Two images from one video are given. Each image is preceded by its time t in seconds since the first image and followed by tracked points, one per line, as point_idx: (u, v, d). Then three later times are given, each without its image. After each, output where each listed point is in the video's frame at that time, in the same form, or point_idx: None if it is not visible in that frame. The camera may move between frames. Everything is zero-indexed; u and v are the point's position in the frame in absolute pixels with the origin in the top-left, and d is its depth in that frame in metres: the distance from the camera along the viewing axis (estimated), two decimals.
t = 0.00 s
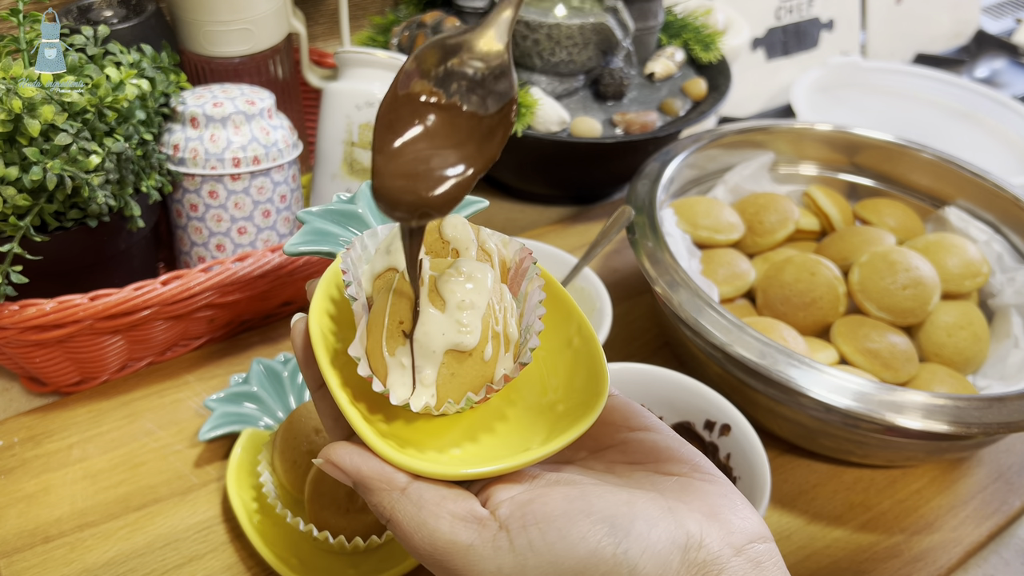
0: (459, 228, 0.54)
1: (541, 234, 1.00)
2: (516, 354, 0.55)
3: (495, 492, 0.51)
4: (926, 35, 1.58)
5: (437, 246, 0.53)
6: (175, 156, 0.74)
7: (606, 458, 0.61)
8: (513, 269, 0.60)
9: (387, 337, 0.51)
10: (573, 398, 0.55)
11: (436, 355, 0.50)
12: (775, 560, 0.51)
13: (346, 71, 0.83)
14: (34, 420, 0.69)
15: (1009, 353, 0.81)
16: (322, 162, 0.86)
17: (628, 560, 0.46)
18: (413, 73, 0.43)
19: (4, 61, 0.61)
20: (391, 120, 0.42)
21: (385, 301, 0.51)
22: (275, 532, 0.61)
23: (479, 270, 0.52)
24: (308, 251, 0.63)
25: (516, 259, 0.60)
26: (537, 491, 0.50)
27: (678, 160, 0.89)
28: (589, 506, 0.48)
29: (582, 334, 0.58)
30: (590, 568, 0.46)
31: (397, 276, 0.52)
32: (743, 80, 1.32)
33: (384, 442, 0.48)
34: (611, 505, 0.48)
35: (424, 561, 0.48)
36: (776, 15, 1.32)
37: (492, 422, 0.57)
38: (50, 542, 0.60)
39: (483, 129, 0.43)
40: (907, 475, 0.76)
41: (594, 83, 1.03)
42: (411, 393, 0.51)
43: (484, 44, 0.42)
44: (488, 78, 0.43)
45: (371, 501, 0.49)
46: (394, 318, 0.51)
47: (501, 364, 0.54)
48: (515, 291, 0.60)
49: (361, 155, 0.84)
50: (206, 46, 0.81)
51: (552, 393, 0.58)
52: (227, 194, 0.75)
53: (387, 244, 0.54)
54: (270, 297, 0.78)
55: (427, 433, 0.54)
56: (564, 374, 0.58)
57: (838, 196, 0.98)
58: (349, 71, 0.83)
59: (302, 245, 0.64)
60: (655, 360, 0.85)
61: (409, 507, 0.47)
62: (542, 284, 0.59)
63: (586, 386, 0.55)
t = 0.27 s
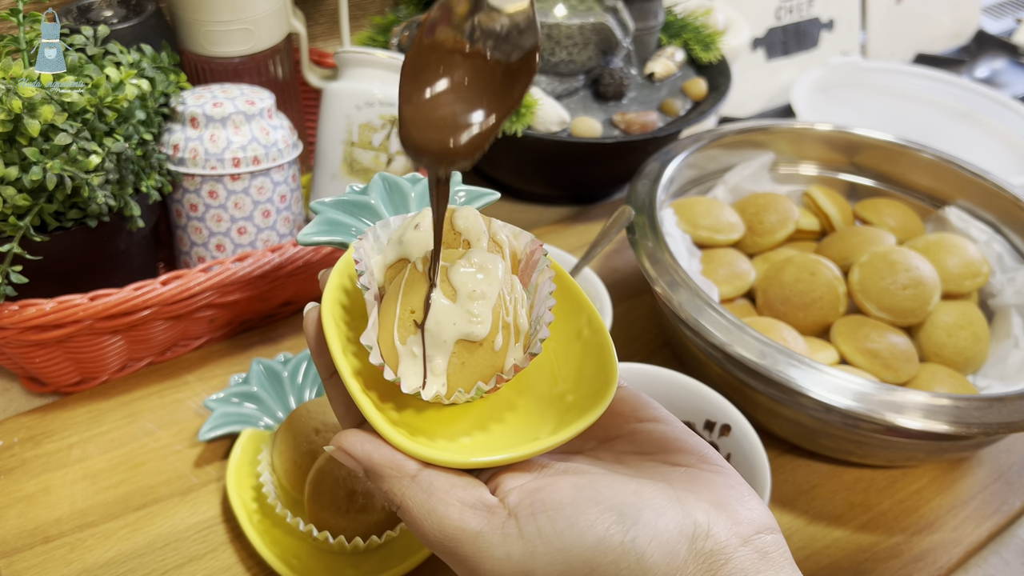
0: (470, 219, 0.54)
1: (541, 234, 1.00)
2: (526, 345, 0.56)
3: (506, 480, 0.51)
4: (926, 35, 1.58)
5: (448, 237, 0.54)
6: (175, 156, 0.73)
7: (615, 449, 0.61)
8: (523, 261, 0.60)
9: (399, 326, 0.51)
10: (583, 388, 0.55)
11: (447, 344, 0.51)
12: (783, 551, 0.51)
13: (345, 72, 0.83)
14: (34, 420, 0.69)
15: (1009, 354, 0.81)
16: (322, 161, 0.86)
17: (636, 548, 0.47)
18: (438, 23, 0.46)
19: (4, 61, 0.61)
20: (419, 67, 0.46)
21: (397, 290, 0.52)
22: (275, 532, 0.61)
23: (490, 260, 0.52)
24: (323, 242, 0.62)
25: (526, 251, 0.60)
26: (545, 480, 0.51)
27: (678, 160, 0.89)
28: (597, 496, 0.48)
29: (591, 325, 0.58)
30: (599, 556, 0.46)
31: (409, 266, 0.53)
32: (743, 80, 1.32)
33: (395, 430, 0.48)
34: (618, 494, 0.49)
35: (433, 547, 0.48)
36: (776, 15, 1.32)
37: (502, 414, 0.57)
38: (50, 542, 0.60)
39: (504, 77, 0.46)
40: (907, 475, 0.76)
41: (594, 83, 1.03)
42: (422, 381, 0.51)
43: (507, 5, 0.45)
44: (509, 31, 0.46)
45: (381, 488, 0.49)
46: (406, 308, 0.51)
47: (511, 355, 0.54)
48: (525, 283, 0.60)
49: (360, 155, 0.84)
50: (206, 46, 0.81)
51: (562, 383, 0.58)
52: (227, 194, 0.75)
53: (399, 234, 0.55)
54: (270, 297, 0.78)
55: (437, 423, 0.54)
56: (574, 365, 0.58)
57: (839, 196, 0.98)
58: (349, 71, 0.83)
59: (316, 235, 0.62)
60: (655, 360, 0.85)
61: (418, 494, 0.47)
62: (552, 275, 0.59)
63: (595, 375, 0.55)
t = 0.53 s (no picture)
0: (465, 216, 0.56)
1: (541, 234, 1.00)
2: (521, 345, 0.56)
3: (501, 481, 0.51)
4: (926, 35, 1.58)
5: (440, 236, 0.55)
6: (175, 156, 0.74)
7: (611, 446, 0.60)
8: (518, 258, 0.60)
9: (391, 327, 0.52)
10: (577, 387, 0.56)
11: (440, 346, 0.51)
12: (780, 549, 0.52)
13: (345, 72, 0.83)
14: (34, 420, 0.69)
15: (1009, 354, 0.81)
16: (322, 162, 0.86)
17: (630, 550, 0.47)
18: None
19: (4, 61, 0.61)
20: None
21: (390, 290, 0.52)
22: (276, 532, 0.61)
23: (482, 260, 0.53)
24: (316, 240, 0.55)
25: (522, 248, 0.60)
26: (542, 480, 0.51)
27: (678, 160, 0.89)
28: (592, 496, 0.48)
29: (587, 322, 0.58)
30: (593, 557, 0.46)
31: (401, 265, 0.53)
32: (743, 80, 1.32)
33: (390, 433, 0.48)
34: (614, 495, 0.49)
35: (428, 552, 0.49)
36: (776, 15, 1.32)
37: (497, 413, 0.57)
38: (50, 542, 0.60)
39: None
40: (907, 475, 0.76)
41: (594, 83, 1.03)
42: (415, 382, 0.51)
43: None
44: None
45: (376, 489, 0.49)
46: (399, 308, 0.52)
47: (505, 355, 0.54)
48: (520, 280, 0.60)
49: (361, 155, 0.84)
50: (206, 46, 0.81)
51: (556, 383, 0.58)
52: (227, 194, 0.75)
53: (393, 233, 0.55)
54: (270, 297, 0.78)
55: (430, 424, 0.54)
56: (569, 363, 0.58)
57: (838, 196, 0.98)
58: (349, 71, 0.83)
59: (310, 232, 0.55)
60: (655, 360, 0.85)
61: (413, 497, 0.47)
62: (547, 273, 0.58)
63: (590, 374, 0.56)
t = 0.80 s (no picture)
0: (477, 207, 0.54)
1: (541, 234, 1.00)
2: (528, 334, 0.56)
3: (507, 470, 0.51)
4: (926, 35, 1.58)
5: (449, 225, 0.54)
6: (175, 157, 0.74)
7: (618, 437, 0.62)
8: (527, 250, 0.61)
9: (399, 315, 0.52)
10: (584, 376, 0.55)
11: (448, 334, 0.52)
12: (787, 540, 0.52)
13: (346, 72, 0.83)
14: (34, 420, 0.69)
15: (1009, 354, 0.81)
16: (322, 162, 0.86)
17: (636, 539, 0.47)
18: None
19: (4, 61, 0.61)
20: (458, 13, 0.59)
21: (398, 278, 0.52)
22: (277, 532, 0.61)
23: (490, 249, 0.52)
24: (325, 230, 0.59)
25: (530, 239, 0.61)
26: (548, 469, 0.51)
27: (678, 160, 0.89)
28: (597, 485, 0.49)
29: (595, 312, 0.59)
30: (599, 546, 0.46)
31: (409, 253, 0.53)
32: (743, 80, 1.32)
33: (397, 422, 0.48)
34: (620, 486, 0.49)
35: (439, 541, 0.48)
36: (776, 15, 1.32)
37: (503, 404, 0.56)
38: (50, 542, 0.60)
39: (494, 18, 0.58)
40: (907, 475, 0.76)
41: (594, 84, 1.03)
42: (422, 370, 0.51)
43: None
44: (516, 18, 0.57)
45: (381, 476, 0.48)
46: (406, 296, 0.52)
47: (512, 344, 0.55)
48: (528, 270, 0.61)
49: (361, 155, 0.84)
50: (206, 47, 0.81)
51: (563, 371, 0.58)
52: (227, 194, 0.75)
53: (401, 222, 0.55)
54: (271, 297, 0.78)
55: (437, 413, 0.54)
56: (577, 354, 0.58)
57: (838, 196, 0.98)
58: (349, 71, 0.83)
59: (318, 223, 0.59)
60: (655, 360, 0.85)
61: (419, 484, 0.47)
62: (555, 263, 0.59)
63: (597, 364, 0.55)
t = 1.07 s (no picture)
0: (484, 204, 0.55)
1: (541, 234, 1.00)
2: (534, 325, 0.56)
3: (514, 459, 0.52)
4: (926, 35, 1.58)
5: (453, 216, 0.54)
6: (175, 156, 0.74)
7: (623, 430, 0.63)
8: (532, 243, 0.60)
9: (403, 307, 0.52)
10: (590, 368, 0.55)
11: (453, 325, 0.51)
12: (791, 534, 0.52)
13: (346, 72, 0.84)
14: (34, 420, 0.69)
15: (1009, 354, 0.81)
16: (322, 162, 0.86)
17: (643, 529, 0.46)
18: (436, 74, 0.37)
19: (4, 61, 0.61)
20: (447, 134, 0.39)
21: (402, 271, 0.52)
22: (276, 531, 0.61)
23: (495, 241, 0.52)
24: (331, 222, 0.64)
25: (535, 233, 0.61)
26: (553, 461, 0.50)
27: (678, 160, 0.89)
28: (602, 475, 0.48)
29: (601, 306, 0.59)
30: (605, 537, 0.46)
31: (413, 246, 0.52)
32: (743, 80, 1.32)
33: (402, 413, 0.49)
34: (626, 475, 0.48)
35: (443, 531, 0.49)
36: (776, 15, 1.32)
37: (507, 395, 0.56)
38: (50, 542, 0.60)
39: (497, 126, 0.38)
40: (907, 475, 0.76)
41: (594, 83, 1.03)
42: (426, 361, 0.52)
43: (520, 65, 0.35)
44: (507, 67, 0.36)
45: (385, 467, 0.49)
46: (410, 289, 0.52)
47: (517, 335, 0.54)
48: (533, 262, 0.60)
49: (361, 155, 0.84)
50: (206, 46, 0.81)
51: (568, 364, 0.57)
52: (227, 194, 0.75)
53: (405, 214, 0.54)
54: (270, 297, 0.78)
55: (442, 404, 0.54)
56: (583, 346, 0.58)
57: (839, 196, 0.98)
58: (349, 71, 0.83)
59: (324, 215, 0.64)
60: (656, 360, 0.85)
61: (423, 475, 0.47)
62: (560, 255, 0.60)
63: (604, 356, 0.55)
